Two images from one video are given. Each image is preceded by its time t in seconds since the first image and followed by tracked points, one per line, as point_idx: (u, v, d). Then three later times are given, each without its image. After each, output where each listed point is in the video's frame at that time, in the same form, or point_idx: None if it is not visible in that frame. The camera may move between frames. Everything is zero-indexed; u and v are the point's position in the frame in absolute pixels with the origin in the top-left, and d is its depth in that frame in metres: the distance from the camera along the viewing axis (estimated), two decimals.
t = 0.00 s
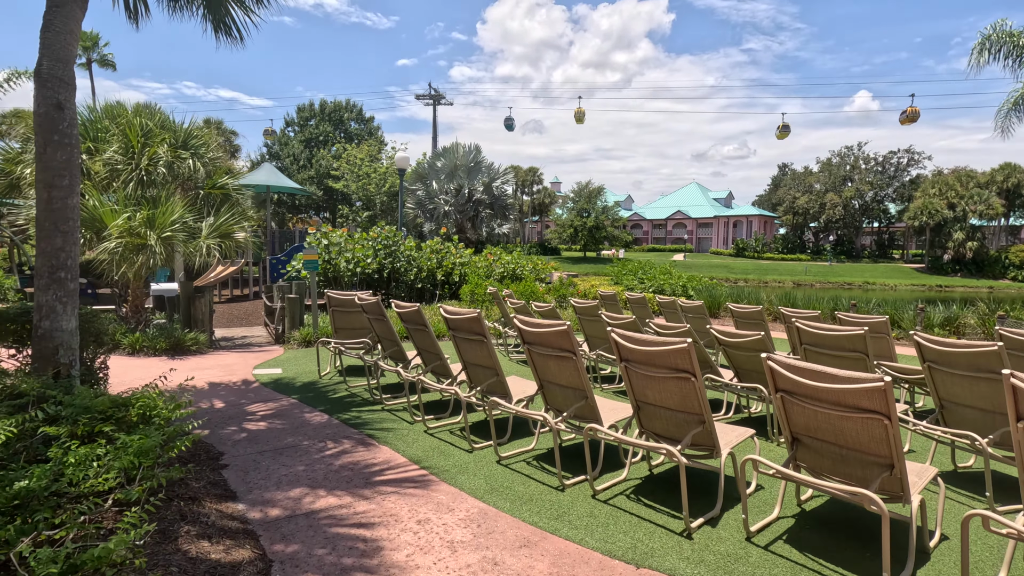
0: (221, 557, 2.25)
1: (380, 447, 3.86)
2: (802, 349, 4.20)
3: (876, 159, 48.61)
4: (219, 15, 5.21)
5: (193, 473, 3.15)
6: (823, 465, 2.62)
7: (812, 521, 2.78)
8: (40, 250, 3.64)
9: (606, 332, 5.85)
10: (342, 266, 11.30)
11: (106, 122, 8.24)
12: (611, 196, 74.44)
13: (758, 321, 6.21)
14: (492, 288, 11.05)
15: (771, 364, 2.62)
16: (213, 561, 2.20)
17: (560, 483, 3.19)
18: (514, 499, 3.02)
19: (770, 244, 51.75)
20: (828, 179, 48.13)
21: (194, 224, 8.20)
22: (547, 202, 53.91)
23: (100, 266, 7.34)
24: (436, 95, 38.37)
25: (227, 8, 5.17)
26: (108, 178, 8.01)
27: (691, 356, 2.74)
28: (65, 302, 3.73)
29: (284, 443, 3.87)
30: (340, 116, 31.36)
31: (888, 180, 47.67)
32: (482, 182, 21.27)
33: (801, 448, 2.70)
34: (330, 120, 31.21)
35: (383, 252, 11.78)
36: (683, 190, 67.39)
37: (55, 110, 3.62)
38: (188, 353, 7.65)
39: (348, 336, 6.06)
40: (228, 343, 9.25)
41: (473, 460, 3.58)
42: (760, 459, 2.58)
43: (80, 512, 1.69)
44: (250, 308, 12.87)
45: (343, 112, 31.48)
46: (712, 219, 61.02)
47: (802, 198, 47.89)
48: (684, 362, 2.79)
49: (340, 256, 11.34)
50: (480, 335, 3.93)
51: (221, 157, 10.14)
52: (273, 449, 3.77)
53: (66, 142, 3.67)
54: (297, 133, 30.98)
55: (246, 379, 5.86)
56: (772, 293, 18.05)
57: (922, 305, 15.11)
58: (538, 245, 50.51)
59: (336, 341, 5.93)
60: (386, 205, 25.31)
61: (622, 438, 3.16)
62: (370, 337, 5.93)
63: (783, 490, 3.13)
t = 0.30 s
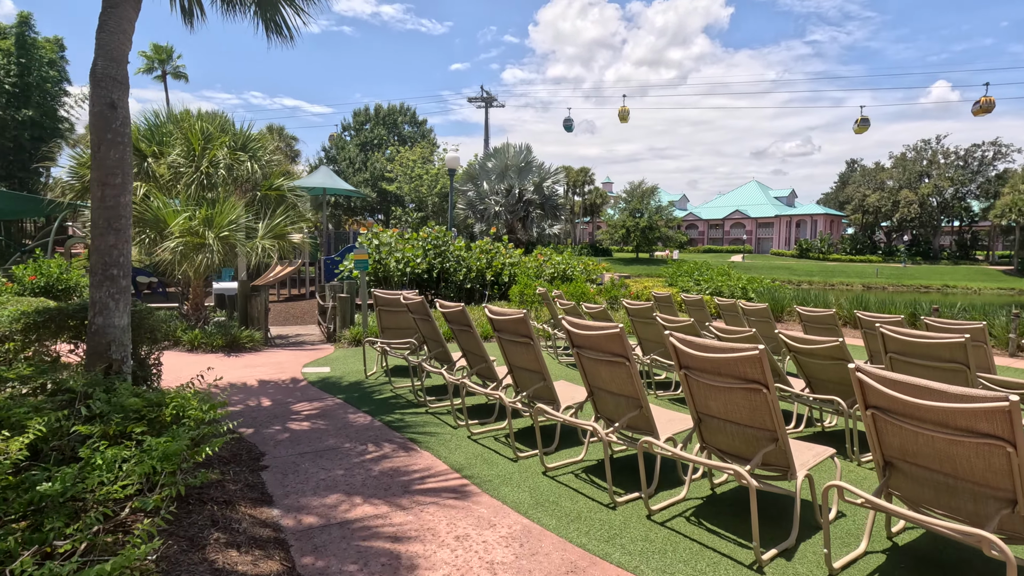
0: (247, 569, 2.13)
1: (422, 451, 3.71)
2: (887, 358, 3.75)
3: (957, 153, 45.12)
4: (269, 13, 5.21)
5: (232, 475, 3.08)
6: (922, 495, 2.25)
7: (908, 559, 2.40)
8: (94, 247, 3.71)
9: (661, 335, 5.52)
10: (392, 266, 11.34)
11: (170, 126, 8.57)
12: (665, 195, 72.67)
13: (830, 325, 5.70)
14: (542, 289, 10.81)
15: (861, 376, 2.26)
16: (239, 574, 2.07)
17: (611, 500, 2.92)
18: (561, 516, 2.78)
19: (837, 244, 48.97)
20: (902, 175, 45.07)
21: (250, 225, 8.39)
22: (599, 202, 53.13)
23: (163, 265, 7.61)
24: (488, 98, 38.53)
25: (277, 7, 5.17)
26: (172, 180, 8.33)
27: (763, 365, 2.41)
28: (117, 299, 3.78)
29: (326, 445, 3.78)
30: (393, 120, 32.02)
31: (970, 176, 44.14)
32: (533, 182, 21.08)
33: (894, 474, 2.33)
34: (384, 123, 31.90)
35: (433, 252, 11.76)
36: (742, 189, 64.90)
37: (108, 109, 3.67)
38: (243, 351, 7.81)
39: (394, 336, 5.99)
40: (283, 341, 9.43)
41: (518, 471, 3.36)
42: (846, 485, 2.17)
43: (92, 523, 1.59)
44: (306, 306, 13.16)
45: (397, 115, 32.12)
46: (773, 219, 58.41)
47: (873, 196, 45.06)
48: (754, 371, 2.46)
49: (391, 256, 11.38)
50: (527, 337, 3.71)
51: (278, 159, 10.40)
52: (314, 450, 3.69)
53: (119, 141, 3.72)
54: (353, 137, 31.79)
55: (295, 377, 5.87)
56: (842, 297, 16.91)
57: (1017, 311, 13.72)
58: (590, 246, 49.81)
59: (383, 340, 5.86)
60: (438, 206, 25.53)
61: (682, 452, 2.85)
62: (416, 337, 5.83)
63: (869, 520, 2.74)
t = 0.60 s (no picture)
0: None
1: (448, 465, 3.48)
2: (972, 373, 3.32)
3: None
4: (302, 11, 5.12)
5: (248, 488, 2.93)
6: None
7: None
8: (120, 249, 3.66)
9: (708, 342, 5.15)
10: (428, 268, 11.23)
11: (211, 129, 8.68)
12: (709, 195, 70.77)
13: (897, 334, 5.19)
14: (579, 291, 10.48)
15: (955, 402, 1.84)
16: None
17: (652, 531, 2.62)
18: (595, 547, 2.49)
19: (894, 245, 46.43)
20: (967, 171, 42.36)
21: (287, 226, 8.43)
22: (640, 202, 52.10)
23: (201, 266, 7.70)
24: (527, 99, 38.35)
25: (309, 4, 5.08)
26: (213, 183, 8.46)
27: (833, 385, 2.07)
28: (143, 302, 3.72)
29: (348, 456, 3.61)
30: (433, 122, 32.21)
31: None
32: (572, 182, 20.72)
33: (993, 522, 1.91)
34: (424, 126, 32.12)
35: (469, 254, 11.61)
36: (791, 188, 62.51)
37: (135, 108, 3.61)
38: (279, 352, 7.81)
39: (426, 340, 5.81)
40: (319, 342, 9.44)
41: (548, 491, 3.09)
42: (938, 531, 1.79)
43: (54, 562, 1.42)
44: (344, 307, 13.23)
45: (436, 117, 32.33)
46: (825, 219, 55.94)
47: (934, 194, 42.52)
48: (822, 392, 2.12)
49: (427, 257, 11.27)
50: (561, 345, 3.44)
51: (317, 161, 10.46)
52: (335, 461, 3.52)
53: (145, 141, 3.65)
54: (394, 139, 32.14)
55: (325, 381, 5.77)
56: (902, 301, 15.86)
57: None
58: (631, 247, 48.86)
59: (414, 344, 5.69)
60: (476, 207, 25.46)
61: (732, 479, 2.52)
62: (447, 341, 5.64)
63: (957, 567, 2.35)
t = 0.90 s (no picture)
0: None
1: (471, 477, 3.26)
2: None
3: None
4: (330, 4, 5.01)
5: (259, 498, 2.78)
6: None
7: None
8: (142, 247, 3.59)
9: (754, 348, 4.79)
10: (461, 268, 11.09)
11: (248, 130, 8.76)
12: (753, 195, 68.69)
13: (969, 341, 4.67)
14: (616, 292, 10.13)
15: None
16: None
17: (694, 562, 2.32)
18: None
19: (954, 246, 43.87)
20: None
21: (320, 226, 8.42)
22: (681, 203, 50.98)
23: (236, 265, 7.75)
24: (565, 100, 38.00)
25: None
26: (249, 183, 8.54)
27: (915, 405, 1.74)
28: (165, 301, 3.65)
29: (367, 464, 3.43)
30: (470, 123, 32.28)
31: None
32: (609, 181, 20.29)
33: None
34: (461, 127, 32.20)
35: (503, 254, 11.43)
36: (840, 187, 60.01)
37: (156, 103, 3.55)
38: (311, 352, 7.79)
39: (455, 342, 5.62)
40: (353, 342, 9.40)
41: (578, 510, 2.83)
42: None
43: None
44: (379, 308, 13.24)
45: (473, 119, 32.48)
46: (877, 218, 53.39)
47: (999, 192, 39.95)
48: (901, 413, 1.79)
49: (460, 258, 11.13)
50: (593, 349, 3.17)
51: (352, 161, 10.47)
52: (354, 469, 3.34)
53: (167, 136, 3.58)
54: (432, 141, 32.33)
55: (353, 382, 5.65)
56: (965, 305, 14.82)
57: None
58: (670, 249, 47.79)
59: (442, 346, 5.51)
60: (512, 208, 25.33)
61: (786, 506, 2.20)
62: (476, 344, 5.43)
63: None
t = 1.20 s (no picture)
0: None
1: (498, 493, 3.03)
2: None
3: None
4: None
5: (273, 512, 2.62)
6: None
7: None
8: (165, 246, 3.51)
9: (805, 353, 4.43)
10: (494, 269, 10.89)
11: (283, 131, 8.79)
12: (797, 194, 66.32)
13: None
14: (654, 294, 9.74)
15: None
16: None
17: None
18: None
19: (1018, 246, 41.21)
20: None
21: (352, 226, 8.36)
22: (721, 202, 49.66)
23: (269, 265, 7.77)
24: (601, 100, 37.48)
25: None
26: (283, 184, 8.56)
27: None
28: (187, 301, 3.56)
29: (390, 475, 3.25)
30: (505, 124, 32.14)
31: None
32: (647, 181, 19.79)
33: None
34: (496, 128, 32.10)
35: (537, 255, 11.18)
36: (891, 185, 57.32)
37: (179, 98, 3.47)
38: (342, 353, 7.72)
39: (485, 345, 5.41)
40: (385, 343, 9.32)
41: (615, 535, 2.56)
42: None
43: None
44: (412, 308, 13.19)
45: (509, 119, 32.32)
46: (932, 218, 50.71)
47: None
48: (1012, 446, 1.37)
49: (493, 258, 10.94)
50: (631, 356, 2.90)
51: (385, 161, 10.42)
52: (376, 481, 3.16)
53: (189, 132, 3.50)
54: (467, 142, 32.35)
55: (381, 386, 5.51)
56: None
57: None
58: (710, 249, 46.56)
59: (473, 349, 5.31)
60: (547, 208, 25.08)
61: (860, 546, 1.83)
62: (508, 348, 5.21)
63: None
